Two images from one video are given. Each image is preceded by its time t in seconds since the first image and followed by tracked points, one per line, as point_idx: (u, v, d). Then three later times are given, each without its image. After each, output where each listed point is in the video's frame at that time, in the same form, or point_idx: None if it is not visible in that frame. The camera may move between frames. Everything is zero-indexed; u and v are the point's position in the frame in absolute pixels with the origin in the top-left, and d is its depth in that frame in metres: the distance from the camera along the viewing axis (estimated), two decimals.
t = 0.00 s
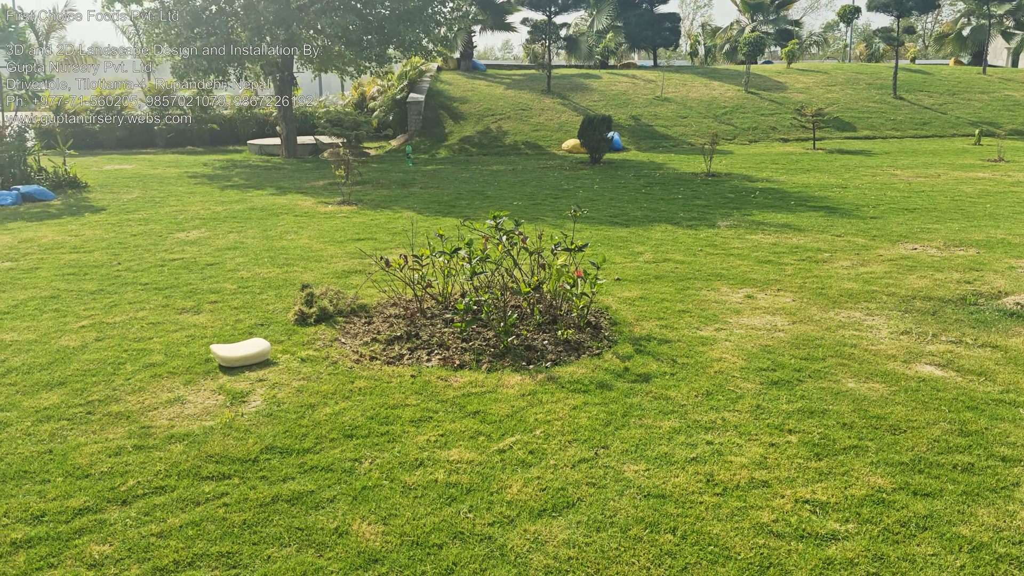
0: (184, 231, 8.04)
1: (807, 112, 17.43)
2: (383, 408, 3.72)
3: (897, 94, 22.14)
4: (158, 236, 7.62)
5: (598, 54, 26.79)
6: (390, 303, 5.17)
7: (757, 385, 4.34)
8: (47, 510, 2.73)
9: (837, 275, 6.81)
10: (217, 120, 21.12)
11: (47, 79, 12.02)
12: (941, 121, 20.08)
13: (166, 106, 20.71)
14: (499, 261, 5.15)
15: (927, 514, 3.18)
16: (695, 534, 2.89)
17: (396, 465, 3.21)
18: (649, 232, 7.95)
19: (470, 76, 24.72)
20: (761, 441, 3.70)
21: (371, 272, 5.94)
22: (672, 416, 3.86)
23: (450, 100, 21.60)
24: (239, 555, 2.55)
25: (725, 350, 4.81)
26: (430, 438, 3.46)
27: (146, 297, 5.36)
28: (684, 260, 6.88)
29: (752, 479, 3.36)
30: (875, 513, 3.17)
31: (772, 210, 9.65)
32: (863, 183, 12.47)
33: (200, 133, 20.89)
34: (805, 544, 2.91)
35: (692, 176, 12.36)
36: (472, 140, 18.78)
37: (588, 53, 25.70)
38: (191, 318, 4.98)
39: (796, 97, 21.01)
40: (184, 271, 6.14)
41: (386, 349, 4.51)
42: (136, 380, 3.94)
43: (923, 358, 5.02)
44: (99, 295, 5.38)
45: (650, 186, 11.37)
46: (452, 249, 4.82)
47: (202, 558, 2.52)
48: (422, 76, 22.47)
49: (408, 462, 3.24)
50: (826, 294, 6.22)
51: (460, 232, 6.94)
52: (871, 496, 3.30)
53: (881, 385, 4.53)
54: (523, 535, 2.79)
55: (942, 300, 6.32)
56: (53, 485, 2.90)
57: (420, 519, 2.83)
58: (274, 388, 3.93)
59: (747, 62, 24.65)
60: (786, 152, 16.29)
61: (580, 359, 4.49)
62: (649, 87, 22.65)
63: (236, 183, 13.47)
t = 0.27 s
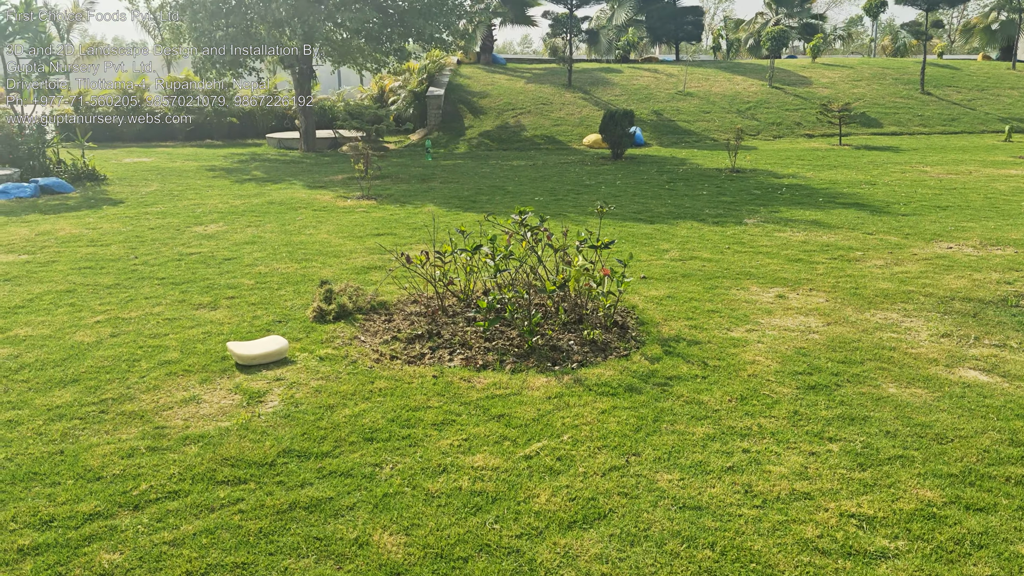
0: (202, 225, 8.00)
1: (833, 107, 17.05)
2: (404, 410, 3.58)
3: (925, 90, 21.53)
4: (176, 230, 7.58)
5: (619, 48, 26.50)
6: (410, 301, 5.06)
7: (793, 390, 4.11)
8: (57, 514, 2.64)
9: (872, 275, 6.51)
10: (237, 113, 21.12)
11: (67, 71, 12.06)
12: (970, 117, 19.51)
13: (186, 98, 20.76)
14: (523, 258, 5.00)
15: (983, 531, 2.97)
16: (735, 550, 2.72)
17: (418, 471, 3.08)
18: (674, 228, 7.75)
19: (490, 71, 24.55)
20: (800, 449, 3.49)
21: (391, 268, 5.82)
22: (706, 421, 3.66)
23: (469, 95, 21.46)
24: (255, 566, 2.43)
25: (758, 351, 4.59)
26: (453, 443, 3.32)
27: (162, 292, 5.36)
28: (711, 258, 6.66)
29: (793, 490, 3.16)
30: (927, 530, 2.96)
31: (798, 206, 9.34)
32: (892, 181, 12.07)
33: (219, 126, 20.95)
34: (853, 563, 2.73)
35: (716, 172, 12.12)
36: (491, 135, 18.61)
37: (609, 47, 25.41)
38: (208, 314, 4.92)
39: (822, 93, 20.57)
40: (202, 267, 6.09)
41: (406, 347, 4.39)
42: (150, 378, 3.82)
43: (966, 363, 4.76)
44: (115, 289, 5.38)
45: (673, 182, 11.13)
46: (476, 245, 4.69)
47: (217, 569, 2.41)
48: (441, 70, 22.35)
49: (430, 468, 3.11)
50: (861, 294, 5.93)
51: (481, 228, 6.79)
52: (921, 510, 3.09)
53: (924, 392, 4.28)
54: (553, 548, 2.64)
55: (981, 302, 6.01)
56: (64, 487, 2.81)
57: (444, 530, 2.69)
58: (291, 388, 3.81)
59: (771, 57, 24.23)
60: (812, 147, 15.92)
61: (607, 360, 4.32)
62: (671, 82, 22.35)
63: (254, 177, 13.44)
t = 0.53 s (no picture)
0: (216, 224, 7.92)
1: (855, 105, 16.74)
2: (429, 419, 3.42)
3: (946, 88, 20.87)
4: (190, 229, 7.50)
5: (636, 46, 26.29)
6: (432, 303, 4.94)
7: (834, 398, 3.86)
8: (67, 531, 2.51)
9: (906, 279, 6.17)
10: (252, 111, 21.04)
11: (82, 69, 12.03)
12: (992, 116, 18.99)
13: (201, 95, 20.71)
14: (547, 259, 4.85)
15: None
16: None
17: (446, 485, 2.91)
18: (699, 229, 7.55)
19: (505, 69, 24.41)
20: (847, 463, 3.25)
21: (410, 270, 5.69)
22: (745, 432, 3.44)
23: (485, 93, 21.33)
24: None
25: (794, 357, 4.35)
26: (481, 454, 3.15)
27: (177, 293, 5.29)
28: (739, 260, 6.43)
29: (843, 509, 2.93)
30: (993, 553, 2.71)
31: (822, 206, 9.01)
32: (916, 180, 11.54)
33: (234, 124, 20.91)
34: None
35: (738, 171, 11.91)
36: (505, 133, 18.43)
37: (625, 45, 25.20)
38: (224, 317, 4.81)
39: (842, 91, 20.20)
40: (218, 268, 5.99)
41: (429, 352, 4.25)
42: (164, 384, 3.69)
43: (1015, 369, 4.41)
44: (129, 290, 5.31)
45: (694, 182, 10.91)
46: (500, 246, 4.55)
47: None
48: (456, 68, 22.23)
49: (458, 482, 2.94)
50: (897, 298, 5.62)
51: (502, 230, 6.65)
52: (983, 531, 2.84)
53: (973, 401, 3.98)
54: (593, 571, 2.47)
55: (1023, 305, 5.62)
56: (75, 500, 2.69)
57: (475, 550, 2.52)
58: (311, 395, 3.67)
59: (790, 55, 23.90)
60: (833, 146, 15.60)
61: (638, 366, 4.14)
62: (689, 80, 22.12)
63: (269, 175, 13.37)
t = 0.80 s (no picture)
0: (227, 234, 7.87)
1: (874, 109, 16.41)
2: (455, 444, 3.27)
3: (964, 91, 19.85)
4: (202, 240, 7.45)
5: (650, 49, 26.14)
6: (453, 318, 4.85)
7: (878, 422, 3.56)
8: (77, 568, 2.38)
9: (940, 291, 5.72)
10: (263, 114, 21.01)
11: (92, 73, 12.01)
12: (1015, 118, 17.99)
13: (212, 98, 20.68)
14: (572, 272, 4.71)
15: None
16: None
17: (476, 518, 2.75)
18: (721, 238, 7.37)
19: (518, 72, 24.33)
20: (897, 494, 2.96)
21: (422, 287, 5.69)
22: (788, 459, 3.20)
23: (498, 96, 21.23)
24: None
25: (831, 376, 4.07)
26: (511, 483, 2.98)
27: (190, 306, 5.24)
28: (766, 270, 6.20)
29: (897, 546, 2.66)
30: None
31: (845, 214, 8.71)
32: (940, 187, 10.47)
33: (245, 127, 20.87)
34: None
35: (756, 176, 11.70)
36: (518, 138, 18.29)
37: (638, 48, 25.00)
38: (238, 330, 4.74)
39: (859, 94, 19.81)
40: (232, 281, 5.93)
41: (451, 370, 4.14)
42: (178, 405, 3.58)
43: None
44: (141, 303, 5.25)
45: (712, 189, 10.71)
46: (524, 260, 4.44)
47: None
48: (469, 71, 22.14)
49: (488, 515, 2.77)
50: (932, 313, 5.22)
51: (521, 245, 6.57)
52: None
53: None
54: None
55: None
56: (86, 533, 2.56)
57: None
58: (331, 417, 3.54)
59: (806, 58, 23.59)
60: (851, 151, 15.22)
61: (670, 386, 3.95)
62: (704, 83, 21.91)
63: (281, 180, 13.32)
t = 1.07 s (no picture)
0: (238, 239, 7.80)
1: (891, 109, 16.14)
2: (478, 465, 3.13)
3: (981, 92, 19.29)
4: (214, 246, 7.37)
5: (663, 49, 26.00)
6: (472, 329, 4.75)
7: (920, 442, 3.35)
8: None
9: (972, 301, 5.41)
10: (274, 115, 21.00)
11: (103, 74, 11.97)
12: None
13: (223, 99, 20.69)
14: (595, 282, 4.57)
15: None
16: None
17: (502, 548, 2.61)
18: (741, 243, 7.20)
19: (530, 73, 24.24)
20: (947, 524, 2.78)
21: (433, 296, 5.65)
22: (827, 482, 3.02)
23: (509, 96, 21.12)
24: None
25: (866, 393, 3.84)
26: (538, 509, 2.84)
27: (202, 315, 5.13)
28: (790, 277, 6.00)
29: None
30: None
31: (866, 217, 8.46)
32: (960, 189, 9.91)
33: (256, 128, 20.83)
34: None
35: (773, 179, 11.53)
36: (529, 139, 18.15)
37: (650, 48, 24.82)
38: (251, 340, 4.66)
39: (874, 94, 19.50)
40: (244, 289, 5.85)
41: (471, 384, 4.02)
42: (191, 422, 3.50)
43: None
44: (152, 311, 5.16)
45: (728, 192, 10.53)
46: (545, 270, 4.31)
47: None
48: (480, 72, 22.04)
49: (515, 544, 2.63)
50: (966, 323, 4.94)
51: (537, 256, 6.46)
52: None
53: None
54: None
55: None
56: (95, 563, 2.46)
57: None
58: (348, 434, 3.44)
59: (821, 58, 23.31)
60: (868, 152, 14.93)
61: (699, 403, 3.78)
62: (717, 83, 21.74)
63: (292, 182, 13.28)
